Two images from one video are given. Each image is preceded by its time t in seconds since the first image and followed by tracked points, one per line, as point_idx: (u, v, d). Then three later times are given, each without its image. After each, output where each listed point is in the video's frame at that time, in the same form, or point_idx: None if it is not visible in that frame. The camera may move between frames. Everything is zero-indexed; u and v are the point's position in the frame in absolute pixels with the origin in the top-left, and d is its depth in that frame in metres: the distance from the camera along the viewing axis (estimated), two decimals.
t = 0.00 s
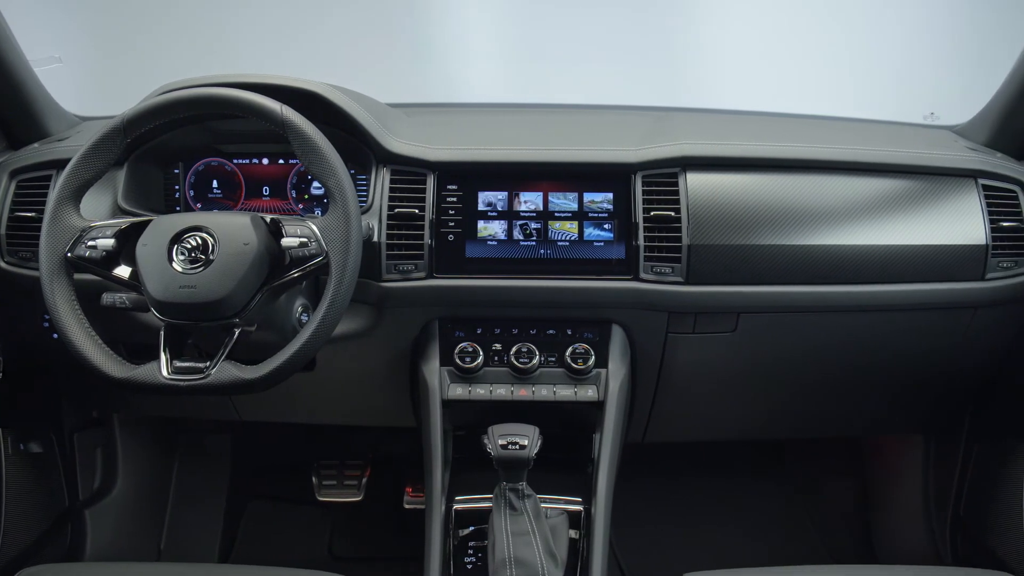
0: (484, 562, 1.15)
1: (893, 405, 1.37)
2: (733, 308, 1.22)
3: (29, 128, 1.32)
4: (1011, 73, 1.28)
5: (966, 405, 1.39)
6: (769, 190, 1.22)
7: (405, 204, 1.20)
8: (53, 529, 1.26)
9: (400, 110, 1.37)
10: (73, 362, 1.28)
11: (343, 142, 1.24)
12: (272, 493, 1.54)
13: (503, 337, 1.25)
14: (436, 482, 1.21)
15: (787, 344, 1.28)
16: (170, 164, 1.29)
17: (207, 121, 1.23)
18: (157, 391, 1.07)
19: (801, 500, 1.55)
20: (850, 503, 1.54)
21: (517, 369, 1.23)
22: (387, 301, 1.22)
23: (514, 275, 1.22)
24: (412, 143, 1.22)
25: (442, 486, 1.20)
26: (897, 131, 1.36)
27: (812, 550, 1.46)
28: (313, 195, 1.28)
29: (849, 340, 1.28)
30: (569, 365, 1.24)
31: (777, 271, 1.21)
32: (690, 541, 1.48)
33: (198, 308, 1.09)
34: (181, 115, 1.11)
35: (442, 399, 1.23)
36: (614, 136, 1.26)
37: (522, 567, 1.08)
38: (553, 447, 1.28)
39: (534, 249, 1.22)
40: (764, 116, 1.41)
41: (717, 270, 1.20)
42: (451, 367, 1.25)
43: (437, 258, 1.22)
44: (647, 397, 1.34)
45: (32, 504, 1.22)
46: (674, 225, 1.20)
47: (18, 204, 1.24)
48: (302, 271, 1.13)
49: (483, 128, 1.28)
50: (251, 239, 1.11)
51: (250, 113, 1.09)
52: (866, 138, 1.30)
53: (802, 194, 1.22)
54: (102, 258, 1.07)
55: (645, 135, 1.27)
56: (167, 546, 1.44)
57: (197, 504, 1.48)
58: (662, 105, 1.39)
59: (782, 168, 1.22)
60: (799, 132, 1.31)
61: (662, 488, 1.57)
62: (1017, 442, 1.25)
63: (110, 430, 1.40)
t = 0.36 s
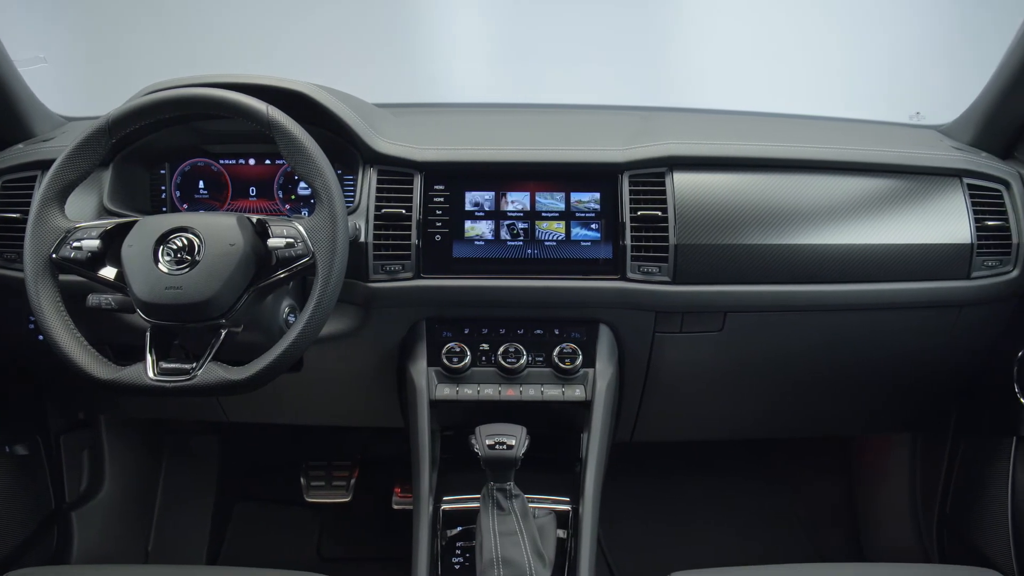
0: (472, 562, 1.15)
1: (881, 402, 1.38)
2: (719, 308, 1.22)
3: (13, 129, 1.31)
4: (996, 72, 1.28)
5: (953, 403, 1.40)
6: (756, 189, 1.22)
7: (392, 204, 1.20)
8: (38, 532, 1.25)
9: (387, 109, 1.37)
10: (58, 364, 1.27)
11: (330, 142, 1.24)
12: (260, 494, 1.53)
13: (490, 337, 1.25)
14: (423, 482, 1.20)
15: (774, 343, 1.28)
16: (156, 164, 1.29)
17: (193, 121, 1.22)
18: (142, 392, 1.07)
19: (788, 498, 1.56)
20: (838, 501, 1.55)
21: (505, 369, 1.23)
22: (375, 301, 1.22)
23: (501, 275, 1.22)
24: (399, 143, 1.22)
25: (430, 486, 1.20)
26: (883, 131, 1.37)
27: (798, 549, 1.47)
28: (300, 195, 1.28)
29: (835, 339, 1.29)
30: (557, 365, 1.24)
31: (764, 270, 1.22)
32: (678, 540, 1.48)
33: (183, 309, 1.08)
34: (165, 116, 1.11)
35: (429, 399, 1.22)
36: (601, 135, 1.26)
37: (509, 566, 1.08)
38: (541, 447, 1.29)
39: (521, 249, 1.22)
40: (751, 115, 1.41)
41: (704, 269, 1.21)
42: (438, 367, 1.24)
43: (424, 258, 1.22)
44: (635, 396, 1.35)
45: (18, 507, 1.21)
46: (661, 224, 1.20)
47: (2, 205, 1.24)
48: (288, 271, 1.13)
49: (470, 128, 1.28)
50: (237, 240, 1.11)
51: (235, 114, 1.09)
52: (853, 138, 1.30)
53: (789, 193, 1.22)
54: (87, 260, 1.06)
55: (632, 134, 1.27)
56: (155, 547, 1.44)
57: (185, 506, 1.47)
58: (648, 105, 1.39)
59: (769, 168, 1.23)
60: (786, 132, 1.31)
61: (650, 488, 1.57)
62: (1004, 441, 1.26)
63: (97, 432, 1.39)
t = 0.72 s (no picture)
0: (459, 563, 1.15)
1: (868, 400, 1.38)
2: (706, 307, 1.22)
3: None
4: (981, 72, 1.29)
5: (940, 401, 1.40)
6: (743, 189, 1.22)
7: (379, 204, 1.20)
8: (24, 535, 1.24)
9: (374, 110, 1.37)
10: (43, 366, 1.26)
11: (316, 142, 1.24)
12: (248, 496, 1.53)
13: (478, 337, 1.25)
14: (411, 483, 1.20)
15: (761, 343, 1.28)
16: (142, 165, 1.28)
17: (178, 121, 1.22)
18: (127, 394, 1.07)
19: (775, 496, 1.57)
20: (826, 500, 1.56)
21: (492, 369, 1.23)
22: (361, 302, 1.22)
23: (488, 275, 1.22)
24: (385, 143, 1.21)
25: (417, 486, 1.20)
26: (869, 131, 1.37)
27: (786, 547, 1.48)
28: (286, 196, 1.27)
29: (822, 338, 1.29)
30: (544, 365, 1.24)
31: (751, 270, 1.22)
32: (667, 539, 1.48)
33: (169, 310, 1.08)
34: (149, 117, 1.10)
35: (417, 399, 1.22)
36: (588, 135, 1.26)
37: (497, 566, 1.08)
38: (529, 446, 1.29)
39: (508, 249, 1.22)
40: (738, 115, 1.42)
41: (691, 268, 1.21)
42: (426, 367, 1.24)
43: (411, 258, 1.22)
44: (622, 396, 1.35)
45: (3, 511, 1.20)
46: (647, 224, 1.20)
47: None
48: (275, 272, 1.13)
49: (456, 128, 1.28)
50: (223, 240, 1.11)
51: (220, 114, 1.08)
52: (839, 137, 1.31)
53: (775, 193, 1.23)
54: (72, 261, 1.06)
55: (618, 134, 1.27)
56: (142, 549, 1.43)
57: (172, 507, 1.47)
58: (635, 105, 1.39)
59: (755, 167, 1.23)
60: (772, 131, 1.31)
61: (639, 487, 1.58)
62: (990, 439, 1.27)
63: (83, 434, 1.38)
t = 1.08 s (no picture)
0: (447, 563, 1.15)
1: (856, 399, 1.38)
2: (693, 307, 1.23)
3: None
4: (966, 71, 1.30)
5: (927, 400, 1.41)
6: (730, 188, 1.23)
7: (365, 204, 1.20)
8: (10, 538, 1.23)
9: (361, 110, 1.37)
10: (28, 368, 1.25)
11: (303, 142, 1.23)
12: (237, 497, 1.53)
13: (465, 337, 1.25)
14: (398, 483, 1.20)
15: (748, 343, 1.29)
16: (128, 165, 1.28)
17: (164, 121, 1.21)
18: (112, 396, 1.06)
19: (764, 495, 1.58)
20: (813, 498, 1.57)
21: (480, 370, 1.23)
22: (348, 302, 1.21)
23: (475, 275, 1.22)
24: (371, 143, 1.21)
25: (405, 486, 1.20)
26: (855, 130, 1.38)
27: (774, 546, 1.48)
28: (273, 196, 1.27)
29: (809, 337, 1.29)
30: (532, 365, 1.24)
31: (738, 269, 1.22)
32: (655, 539, 1.49)
33: (154, 311, 1.07)
34: (135, 117, 1.10)
35: (404, 400, 1.22)
36: (575, 135, 1.26)
37: (484, 566, 1.08)
38: (517, 446, 1.29)
39: (495, 249, 1.22)
40: (725, 114, 1.42)
41: (678, 268, 1.21)
42: (413, 367, 1.24)
43: (398, 258, 1.22)
44: (610, 396, 1.35)
45: None
46: (635, 224, 1.20)
47: None
48: (261, 272, 1.12)
49: (443, 129, 1.28)
50: (209, 241, 1.10)
51: (205, 114, 1.08)
52: (825, 137, 1.31)
53: (762, 192, 1.23)
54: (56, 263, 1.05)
55: (605, 134, 1.27)
56: (130, 551, 1.43)
57: (160, 509, 1.46)
58: (622, 105, 1.40)
59: (742, 167, 1.23)
60: (758, 131, 1.32)
61: (627, 487, 1.58)
62: (976, 437, 1.28)
63: (70, 436, 1.38)
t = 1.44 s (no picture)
0: (434, 563, 1.15)
1: (843, 397, 1.39)
2: (680, 306, 1.23)
3: None
4: (949, 71, 1.30)
5: (913, 398, 1.42)
6: (716, 188, 1.23)
7: (352, 205, 1.20)
8: None
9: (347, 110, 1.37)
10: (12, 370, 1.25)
11: (289, 143, 1.23)
12: (225, 498, 1.52)
13: (452, 337, 1.25)
14: (385, 484, 1.20)
15: (734, 342, 1.29)
16: (113, 167, 1.27)
17: (149, 121, 1.21)
18: (96, 398, 1.05)
19: (752, 494, 1.58)
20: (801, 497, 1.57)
21: (466, 370, 1.23)
22: (335, 303, 1.21)
23: (462, 275, 1.22)
24: (357, 143, 1.21)
25: (392, 487, 1.20)
26: (840, 130, 1.38)
27: (762, 545, 1.49)
28: (260, 197, 1.27)
29: (796, 336, 1.30)
30: (519, 365, 1.24)
31: (724, 268, 1.22)
32: (644, 538, 1.49)
33: (139, 312, 1.07)
34: (120, 118, 1.09)
35: (391, 400, 1.22)
36: (561, 135, 1.27)
37: (471, 566, 1.08)
38: (504, 446, 1.29)
39: (482, 249, 1.22)
40: (711, 114, 1.43)
41: (664, 267, 1.21)
42: (400, 368, 1.24)
43: (385, 258, 1.21)
44: (597, 396, 1.35)
45: None
46: (621, 224, 1.21)
47: None
48: (247, 273, 1.12)
49: (429, 129, 1.28)
50: (194, 241, 1.10)
51: (189, 115, 1.07)
52: (810, 136, 1.32)
53: (748, 192, 1.23)
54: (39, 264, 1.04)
55: (592, 134, 1.27)
56: (117, 554, 1.42)
57: (148, 512, 1.46)
58: (609, 105, 1.40)
59: (728, 167, 1.24)
60: (744, 131, 1.32)
61: (616, 486, 1.58)
62: (962, 435, 1.28)
63: (55, 438, 1.37)
